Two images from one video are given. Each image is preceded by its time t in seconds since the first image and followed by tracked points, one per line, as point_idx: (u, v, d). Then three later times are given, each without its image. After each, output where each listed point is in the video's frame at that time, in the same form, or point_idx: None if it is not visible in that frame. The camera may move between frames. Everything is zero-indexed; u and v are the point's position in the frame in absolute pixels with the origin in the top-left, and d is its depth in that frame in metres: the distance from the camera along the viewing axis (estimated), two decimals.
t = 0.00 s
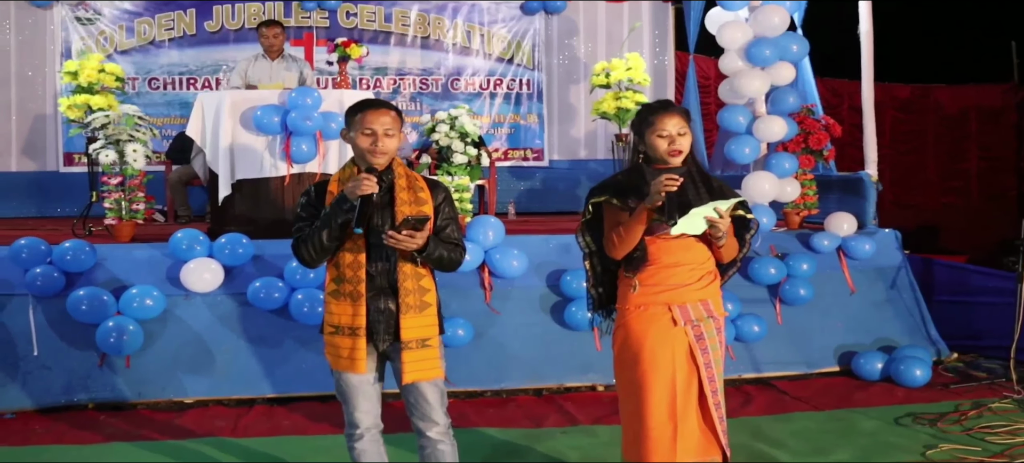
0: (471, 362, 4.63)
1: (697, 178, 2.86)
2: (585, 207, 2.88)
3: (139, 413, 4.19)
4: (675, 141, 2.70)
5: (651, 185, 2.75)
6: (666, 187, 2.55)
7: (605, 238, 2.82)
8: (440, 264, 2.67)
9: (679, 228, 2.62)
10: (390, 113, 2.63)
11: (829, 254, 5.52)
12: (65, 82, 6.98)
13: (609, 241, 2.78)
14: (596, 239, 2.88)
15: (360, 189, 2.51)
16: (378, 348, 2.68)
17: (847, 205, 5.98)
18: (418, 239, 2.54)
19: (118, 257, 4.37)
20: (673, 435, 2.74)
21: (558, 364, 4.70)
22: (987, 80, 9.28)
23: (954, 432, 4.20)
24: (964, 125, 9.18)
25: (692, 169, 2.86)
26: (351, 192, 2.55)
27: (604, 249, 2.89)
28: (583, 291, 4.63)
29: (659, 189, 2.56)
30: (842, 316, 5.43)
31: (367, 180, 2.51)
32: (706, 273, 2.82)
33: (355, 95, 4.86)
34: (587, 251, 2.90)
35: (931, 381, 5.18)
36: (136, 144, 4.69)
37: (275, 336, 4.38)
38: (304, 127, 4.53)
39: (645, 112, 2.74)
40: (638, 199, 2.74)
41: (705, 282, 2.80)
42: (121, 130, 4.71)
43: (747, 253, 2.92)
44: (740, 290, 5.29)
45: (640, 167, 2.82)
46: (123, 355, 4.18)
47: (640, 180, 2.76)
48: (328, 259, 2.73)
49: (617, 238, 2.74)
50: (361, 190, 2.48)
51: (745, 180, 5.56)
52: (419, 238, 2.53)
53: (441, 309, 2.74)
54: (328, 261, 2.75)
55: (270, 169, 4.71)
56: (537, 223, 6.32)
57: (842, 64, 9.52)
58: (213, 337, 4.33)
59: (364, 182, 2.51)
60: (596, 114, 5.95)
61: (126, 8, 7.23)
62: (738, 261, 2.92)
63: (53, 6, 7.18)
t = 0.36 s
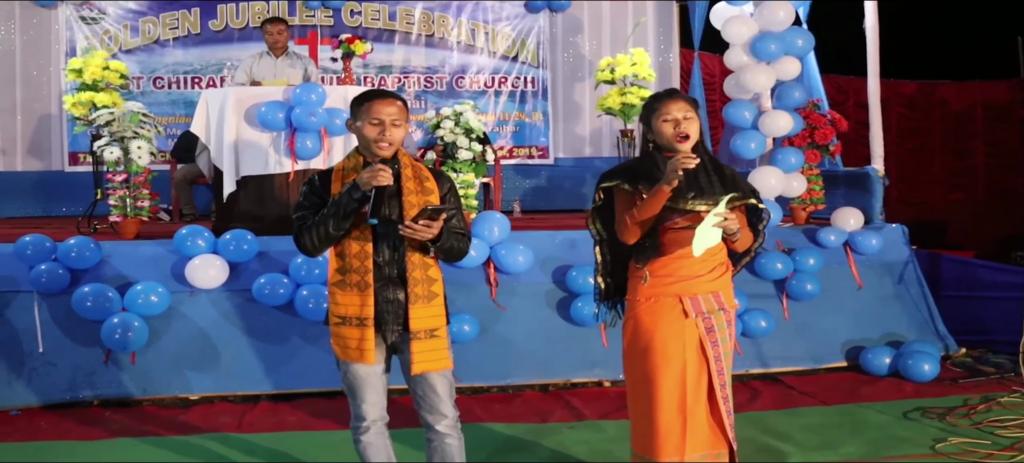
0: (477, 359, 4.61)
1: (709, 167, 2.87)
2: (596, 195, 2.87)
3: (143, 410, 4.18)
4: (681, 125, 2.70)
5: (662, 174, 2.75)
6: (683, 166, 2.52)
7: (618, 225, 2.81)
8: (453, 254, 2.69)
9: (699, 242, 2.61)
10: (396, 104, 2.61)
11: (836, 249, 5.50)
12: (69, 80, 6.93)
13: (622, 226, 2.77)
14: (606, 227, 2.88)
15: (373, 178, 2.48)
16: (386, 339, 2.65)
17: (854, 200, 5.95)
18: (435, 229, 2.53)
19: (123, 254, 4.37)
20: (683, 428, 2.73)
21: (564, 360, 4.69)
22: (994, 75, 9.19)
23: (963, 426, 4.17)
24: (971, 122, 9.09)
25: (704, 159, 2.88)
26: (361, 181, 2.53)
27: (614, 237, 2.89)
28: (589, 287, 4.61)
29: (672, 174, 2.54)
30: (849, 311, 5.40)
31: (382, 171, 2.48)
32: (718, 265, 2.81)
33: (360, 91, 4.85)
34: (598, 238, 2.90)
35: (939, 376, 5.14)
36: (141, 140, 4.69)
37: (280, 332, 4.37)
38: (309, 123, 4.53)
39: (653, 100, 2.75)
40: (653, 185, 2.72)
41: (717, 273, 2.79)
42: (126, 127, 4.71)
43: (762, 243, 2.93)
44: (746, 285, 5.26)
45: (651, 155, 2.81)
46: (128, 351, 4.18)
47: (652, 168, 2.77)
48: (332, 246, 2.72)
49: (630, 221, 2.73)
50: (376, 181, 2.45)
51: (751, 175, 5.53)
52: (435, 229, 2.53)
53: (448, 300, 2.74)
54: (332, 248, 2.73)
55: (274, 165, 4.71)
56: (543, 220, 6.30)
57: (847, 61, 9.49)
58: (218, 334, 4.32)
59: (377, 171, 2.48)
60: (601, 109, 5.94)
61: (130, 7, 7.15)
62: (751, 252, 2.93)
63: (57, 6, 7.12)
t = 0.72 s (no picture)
0: (478, 355, 4.60)
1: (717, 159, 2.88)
2: (603, 183, 2.88)
3: (145, 406, 4.17)
4: (682, 113, 2.68)
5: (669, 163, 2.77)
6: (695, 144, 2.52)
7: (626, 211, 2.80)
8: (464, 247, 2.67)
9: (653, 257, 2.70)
10: (407, 91, 2.61)
11: (838, 244, 5.48)
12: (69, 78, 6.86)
13: (631, 210, 2.75)
14: (614, 216, 2.88)
15: (382, 144, 2.47)
16: (391, 328, 2.66)
17: (857, 195, 5.93)
18: (447, 220, 2.52)
19: (124, 251, 4.36)
20: (688, 421, 2.71)
21: (567, 355, 4.67)
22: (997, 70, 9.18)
23: (968, 420, 4.15)
24: (973, 118, 9.07)
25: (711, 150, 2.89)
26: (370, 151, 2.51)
27: (621, 226, 2.87)
28: (592, 282, 4.59)
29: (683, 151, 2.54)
30: (852, 306, 5.39)
31: (388, 135, 2.48)
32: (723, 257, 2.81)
33: (361, 87, 4.86)
34: (606, 226, 2.90)
35: (943, 370, 5.12)
36: (141, 137, 4.69)
37: (281, 328, 4.35)
38: (309, 119, 4.51)
39: (652, 93, 2.76)
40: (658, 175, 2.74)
41: (721, 265, 2.79)
42: (126, 124, 4.70)
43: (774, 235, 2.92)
44: (749, 280, 5.24)
45: (657, 146, 2.81)
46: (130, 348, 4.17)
47: (658, 158, 2.78)
48: (337, 221, 2.69)
49: (640, 205, 2.71)
50: (383, 144, 2.44)
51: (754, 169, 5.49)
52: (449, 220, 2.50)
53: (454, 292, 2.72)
54: (337, 226, 2.70)
55: (275, 161, 4.70)
56: (545, 217, 6.27)
57: (849, 57, 9.46)
58: (219, 330, 4.31)
59: (385, 135, 2.48)
60: (602, 105, 5.92)
61: (130, 6, 7.04)
62: (762, 242, 2.90)
63: (58, 5, 7.00)
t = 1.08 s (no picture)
0: (479, 350, 4.57)
1: (712, 148, 2.86)
2: (598, 174, 2.87)
3: (145, 403, 4.15)
4: (677, 102, 2.69)
5: (663, 152, 2.76)
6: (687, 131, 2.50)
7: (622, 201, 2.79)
8: (467, 238, 2.62)
9: (652, 249, 2.68)
10: (421, 80, 2.61)
11: (839, 236, 5.47)
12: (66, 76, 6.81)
13: (627, 200, 2.74)
14: (611, 209, 2.86)
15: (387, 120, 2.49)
16: (400, 319, 2.65)
17: (857, 188, 5.91)
18: (447, 211, 2.50)
19: (123, 248, 4.35)
20: (685, 412, 2.70)
21: (568, 349, 4.65)
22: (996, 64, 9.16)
23: (970, 411, 4.14)
24: (973, 111, 9.06)
25: (707, 139, 2.88)
26: (377, 130, 2.53)
27: (619, 216, 2.86)
28: (591, 276, 4.57)
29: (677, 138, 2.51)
30: (854, 299, 5.37)
31: (395, 115, 2.48)
32: (722, 246, 2.80)
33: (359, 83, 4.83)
34: (601, 217, 2.89)
35: (945, 362, 5.11)
36: (139, 134, 4.66)
37: (281, 325, 4.33)
38: (307, 115, 4.49)
39: (649, 82, 2.76)
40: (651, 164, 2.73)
41: (720, 255, 2.79)
42: (123, 121, 4.67)
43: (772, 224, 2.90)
44: (750, 274, 5.23)
45: (654, 136, 2.80)
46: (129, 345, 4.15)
47: (651, 146, 2.78)
48: (349, 206, 2.69)
49: (636, 194, 2.70)
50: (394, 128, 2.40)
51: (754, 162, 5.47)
52: (446, 210, 2.49)
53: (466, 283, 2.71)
54: (348, 214, 2.70)
55: (274, 158, 4.69)
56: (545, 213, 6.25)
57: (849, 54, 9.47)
58: (219, 327, 4.28)
59: (393, 115, 2.48)
60: (601, 99, 5.90)
61: (128, 5, 6.98)
62: (762, 233, 2.89)
63: (55, 4, 6.95)
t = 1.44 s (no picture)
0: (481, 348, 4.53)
1: (712, 137, 2.83)
2: (598, 166, 2.86)
3: (147, 403, 4.10)
4: (676, 93, 2.67)
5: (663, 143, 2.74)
6: (688, 119, 2.51)
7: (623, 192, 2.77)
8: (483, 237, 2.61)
9: (654, 241, 2.66)
10: (434, 72, 2.59)
11: (842, 230, 5.45)
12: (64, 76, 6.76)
13: (628, 190, 2.72)
14: (611, 198, 2.84)
15: (401, 110, 2.49)
16: (415, 313, 2.63)
17: (859, 181, 5.88)
18: (456, 221, 2.46)
19: (123, 248, 4.34)
20: (694, 402, 2.67)
21: (570, 345, 4.62)
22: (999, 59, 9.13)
23: (977, 403, 4.11)
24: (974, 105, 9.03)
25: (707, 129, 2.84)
26: (391, 122, 2.50)
27: (621, 207, 2.84)
28: (593, 272, 4.57)
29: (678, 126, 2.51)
30: (858, 292, 5.34)
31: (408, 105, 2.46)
32: (722, 236, 2.79)
33: (357, 80, 4.81)
34: (601, 209, 2.87)
35: (951, 355, 5.08)
36: (138, 133, 4.63)
37: (282, 323, 4.31)
38: (305, 112, 4.48)
39: (647, 72, 2.74)
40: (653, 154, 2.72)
41: (721, 246, 2.78)
42: (122, 121, 4.64)
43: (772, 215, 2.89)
44: (753, 268, 5.21)
45: (653, 127, 2.78)
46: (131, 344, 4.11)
47: (651, 137, 2.76)
48: (363, 200, 2.65)
49: (636, 184, 2.68)
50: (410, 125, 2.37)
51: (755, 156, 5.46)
52: (456, 222, 2.46)
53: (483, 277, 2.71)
54: (363, 208, 2.66)
55: (273, 156, 4.67)
56: (546, 210, 6.21)
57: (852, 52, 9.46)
58: (220, 325, 4.25)
59: (406, 105, 2.49)
60: (600, 95, 5.87)
61: (125, 5, 6.94)
62: (760, 223, 2.86)
63: (53, 5, 6.92)
